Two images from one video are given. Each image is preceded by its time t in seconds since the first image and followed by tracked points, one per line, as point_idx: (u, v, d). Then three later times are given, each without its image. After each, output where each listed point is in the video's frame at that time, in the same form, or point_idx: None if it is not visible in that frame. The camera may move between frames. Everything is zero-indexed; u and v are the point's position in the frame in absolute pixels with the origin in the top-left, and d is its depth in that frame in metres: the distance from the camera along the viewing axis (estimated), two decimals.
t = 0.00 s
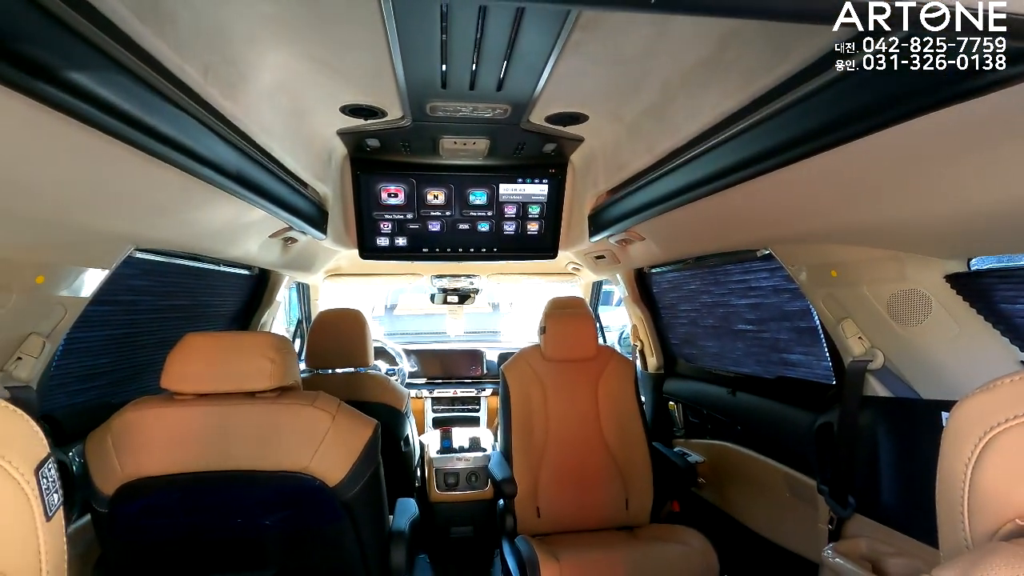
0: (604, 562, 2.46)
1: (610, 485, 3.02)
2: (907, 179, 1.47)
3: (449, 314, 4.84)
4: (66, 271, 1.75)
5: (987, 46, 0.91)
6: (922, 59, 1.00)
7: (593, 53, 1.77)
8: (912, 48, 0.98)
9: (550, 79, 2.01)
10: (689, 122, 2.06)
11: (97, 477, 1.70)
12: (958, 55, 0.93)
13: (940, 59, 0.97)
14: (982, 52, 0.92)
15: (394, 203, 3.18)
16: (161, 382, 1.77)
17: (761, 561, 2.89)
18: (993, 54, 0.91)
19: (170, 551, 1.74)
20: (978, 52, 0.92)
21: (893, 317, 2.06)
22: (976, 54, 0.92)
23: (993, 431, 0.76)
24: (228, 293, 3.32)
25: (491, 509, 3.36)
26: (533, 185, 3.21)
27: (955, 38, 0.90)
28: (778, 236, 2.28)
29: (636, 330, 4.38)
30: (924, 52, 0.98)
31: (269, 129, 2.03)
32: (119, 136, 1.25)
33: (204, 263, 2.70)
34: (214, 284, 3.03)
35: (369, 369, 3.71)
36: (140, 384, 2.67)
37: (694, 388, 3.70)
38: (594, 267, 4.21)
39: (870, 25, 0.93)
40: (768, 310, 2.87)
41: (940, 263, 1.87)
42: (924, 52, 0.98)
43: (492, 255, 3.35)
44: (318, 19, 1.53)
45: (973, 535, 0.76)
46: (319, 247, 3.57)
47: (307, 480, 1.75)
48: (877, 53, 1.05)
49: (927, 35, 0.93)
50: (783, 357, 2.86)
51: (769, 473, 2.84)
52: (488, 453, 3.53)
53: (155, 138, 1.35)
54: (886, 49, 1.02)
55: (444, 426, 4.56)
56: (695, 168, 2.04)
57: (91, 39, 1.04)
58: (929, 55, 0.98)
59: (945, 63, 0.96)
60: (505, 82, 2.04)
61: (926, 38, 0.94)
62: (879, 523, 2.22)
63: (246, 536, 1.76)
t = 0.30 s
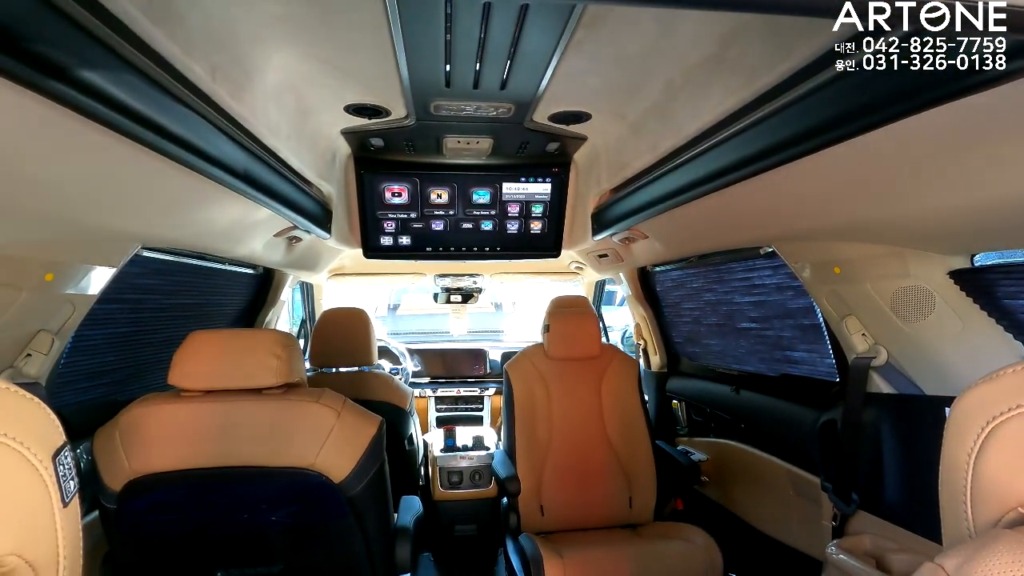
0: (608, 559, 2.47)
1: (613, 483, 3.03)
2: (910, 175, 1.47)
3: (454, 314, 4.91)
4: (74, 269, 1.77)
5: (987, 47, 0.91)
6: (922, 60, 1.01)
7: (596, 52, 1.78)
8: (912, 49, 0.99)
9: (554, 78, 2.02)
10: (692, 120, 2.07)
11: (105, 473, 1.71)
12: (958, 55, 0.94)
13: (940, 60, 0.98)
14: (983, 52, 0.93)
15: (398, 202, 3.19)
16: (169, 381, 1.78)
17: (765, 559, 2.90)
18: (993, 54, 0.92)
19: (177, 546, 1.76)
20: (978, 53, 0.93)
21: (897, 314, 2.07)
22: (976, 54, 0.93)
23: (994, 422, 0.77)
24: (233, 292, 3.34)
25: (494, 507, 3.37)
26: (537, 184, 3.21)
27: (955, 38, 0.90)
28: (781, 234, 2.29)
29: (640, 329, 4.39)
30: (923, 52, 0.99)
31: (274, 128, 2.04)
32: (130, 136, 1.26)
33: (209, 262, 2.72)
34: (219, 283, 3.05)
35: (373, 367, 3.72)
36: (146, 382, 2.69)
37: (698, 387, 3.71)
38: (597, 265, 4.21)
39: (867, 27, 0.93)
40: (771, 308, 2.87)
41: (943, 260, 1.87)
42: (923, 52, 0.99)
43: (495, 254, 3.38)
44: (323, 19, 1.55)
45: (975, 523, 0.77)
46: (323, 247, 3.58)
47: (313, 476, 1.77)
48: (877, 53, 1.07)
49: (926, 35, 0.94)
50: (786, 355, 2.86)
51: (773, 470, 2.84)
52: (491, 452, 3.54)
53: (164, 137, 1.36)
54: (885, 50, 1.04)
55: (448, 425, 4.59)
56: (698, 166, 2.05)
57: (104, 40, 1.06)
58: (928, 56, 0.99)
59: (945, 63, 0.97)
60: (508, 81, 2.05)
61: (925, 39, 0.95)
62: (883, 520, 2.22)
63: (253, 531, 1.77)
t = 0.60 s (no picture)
0: (609, 559, 2.47)
1: (614, 483, 3.03)
2: (909, 175, 1.47)
3: (455, 314, 4.93)
4: (76, 269, 1.78)
5: (987, 46, 0.92)
6: (922, 60, 1.01)
7: (596, 52, 1.78)
8: (912, 49, 1.00)
9: (554, 78, 2.02)
10: (692, 120, 2.07)
11: (108, 472, 1.72)
12: (958, 55, 0.94)
13: (940, 60, 0.98)
14: (983, 52, 0.93)
15: (399, 202, 3.20)
16: (171, 381, 1.79)
17: (766, 559, 2.90)
18: (993, 54, 0.92)
19: (179, 546, 1.77)
20: (978, 53, 0.93)
21: (898, 314, 2.07)
22: (976, 54, 0.93)
23: (989, 421, 0.77)
24: (235, 292, 3.35)
25: (495, 507, 3.37)
26: (538, 184, 3.22)
27: (954, 39, 0.90)
28: (782, 234, 2.29)
29: (641, 329, 4.39)
30: (923, 52, 0.99)
31: (275, 129, 2.05)
32: (131, 137, 1.27)
33: (211, 263, 2.73)
34: (221, 284, 3.06)
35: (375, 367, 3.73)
36: (149, 382, 2.70)
37: (699, 387, 3.72)
38: (598, 266, 4.22)
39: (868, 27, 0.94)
40: (772, 308, 2.87)
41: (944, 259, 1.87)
42: (923, 52, 0.99)
43: (496, 254, 3.39)
44: (323, 21, 1.56)
45: (971, 523, 0.77)
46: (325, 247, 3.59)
47: (313, 476, 1.77)
48: (877, 53, 1.07)
49: (926, 35, 0.94)
50: (787, 354, 2.86)
51: (774, 470, 2.84)
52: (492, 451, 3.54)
53: (165, 139, 1.37)
54: (886, 49, 1.04)
55: (449, 424, 4.61)
56: (698, 166, 2.05)
57: (105, 42, 1.07)
58: (928, 56, 0.99)
59: (945, 63, 0.97)
60: (508, 82, 2.06)
61: (925, 39, 0.95)
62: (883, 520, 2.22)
63: (254, 531, 1.78)
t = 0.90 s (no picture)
0: (611, 560, 2.48)
1: (616, 484, 3.03)
2: (910, 177, 1.48)
3: (457, 316, 4.89)
4: (80, 273, 1.79)
5: (987, 46, 0.88)
6: (922, 59, 0.98)
7: (596, 54, 1.79)
8: (912, 49, 0.95)
9: (554, 80, 2.03)
10: (693, 122, 2.07)
11: (112, 475, 1.73)
12: (959, 55, 0.91)
13: (940, 59, 0.95)
14: (983, 52, 0.90)
15: (401, 204, 3.21)
16: (174, 383, 1.80)
17: (767, 559, 2.90)
18: (993, 53, 0.90)
19: (183, 547, 1.78)
20: (978, 52, 0.91)
21: (898, 316, 2.07)
22: (976, 55, 0.91)
23: (987, 426, 0.78)
24: (237, 294, 3.36)
25: (497, 507, 3.38)
26: (539, 186, 3.23)
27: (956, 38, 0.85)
28: (782, 235, 2.29)
29: (643, 330, 4.40)
30: (923, 52, 0.95)
31: (278, 132, 2.06)
32: (135, 143, 1.28)
33: (214, 265, 2.74)
34: (224, 286, 3.07)
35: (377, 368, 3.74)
36: (152, 384, 2.71)
37: (700, 388, 3.72)
38: (599, 266, 4.22)
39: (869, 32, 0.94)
40: (773, 309, 2.87)
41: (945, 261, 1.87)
42: (924, 52, 0.95)
43: (497, 255, 3.39)
44: (324, 26, 1.57)
45: (967, 528, 0.78)
46: (327, 249, 3.60)
47: (316, 478, 1.78)
48: (877, 55, 1.02)
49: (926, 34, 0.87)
50: (789, 356, 2.86)
51: (776, 471, 2.84)
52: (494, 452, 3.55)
53: (169, 145, 1.38)
54: (885, 50, 0.99)
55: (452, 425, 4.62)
56: (699, 168, 2.05)
57: (110, 50, 1.08)
58: (929, 55, 0.96)
59: (945, 63, 0.95)
60: (509, 85, 2.07)
61: (928, 38, 0.89)
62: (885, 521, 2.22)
63: (257, 532, 1.79)
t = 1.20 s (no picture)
0: (612, 559, 2.48)
1: (617, 483, 3.03)
2: (911, 177, 1.48)
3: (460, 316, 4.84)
4: (83, 273, 1.79)
5: (987, 46, 0.89)
6: (922, 59, 0.99)
7: (597, 54, 1.79)
8: (912, 49, 0.96)
9: (556, 80, 2.03)
10: (694, 121, 2.07)
11: (115, 473, 1.74)
12: (958, 56, 0.92)
13: (940, 60, 0.96)
14: (982, 52, 0.91)
15: (402, 204, 3.21)
16: (176, 383, 1.80)
17: (769, 559, 2.90)
18: (993, 53, 0.90)
19: (185, 545, 1.79)
20: (978, 53, 0.91)
21: (900, 315, 2.07)
22: (976, 55, 0.92)
23: (987, 426, 0.78)
24: (239, 293, 3.37)
25: (499, 507, 3.38)
26: (540, 185, 3.23)
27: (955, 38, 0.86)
28: (784, 235, 2.29)
29: (645, 329, 4.40)
30: (923, 52, 0.96)
31: (279, 132, 2.06)
32: (138, 144, 1.29)
33: (216, 265, 2.75)
34: (226, 285, 3.08)
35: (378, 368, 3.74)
36: (154, 384, 2.72)
37: (702, 387, 3.72)
38: (601, 266, 4.22)
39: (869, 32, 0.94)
40: (775, 309, 2.87)
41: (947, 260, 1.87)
42: (924, 52, 0.96)
43: (499, 255, 3.39)
44: (326, 28, 1.58)
45: (968, 527, 0.78)
46: (329, 248, 3.61)
47: (318, 477, 1.79)
48: (877, 55, 1.03)
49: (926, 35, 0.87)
50: (790, 355, 2.86)
51: (777, 470, 2.84)
52: (496, 452, 3.55)
53: (171, 145, 1.39)
54: (885, 50, 1.00)
55: (453, 425, 4.62)
56: (701, 167, 2.05)
57: (112, 51, 1.09)
58: (929, 55, 0.97)
59: (944, 63, 0.95)
60: (510, 85, 2.07)
61: (928, 38, 0.90)
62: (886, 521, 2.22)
63: (259, 531, 1.80)
